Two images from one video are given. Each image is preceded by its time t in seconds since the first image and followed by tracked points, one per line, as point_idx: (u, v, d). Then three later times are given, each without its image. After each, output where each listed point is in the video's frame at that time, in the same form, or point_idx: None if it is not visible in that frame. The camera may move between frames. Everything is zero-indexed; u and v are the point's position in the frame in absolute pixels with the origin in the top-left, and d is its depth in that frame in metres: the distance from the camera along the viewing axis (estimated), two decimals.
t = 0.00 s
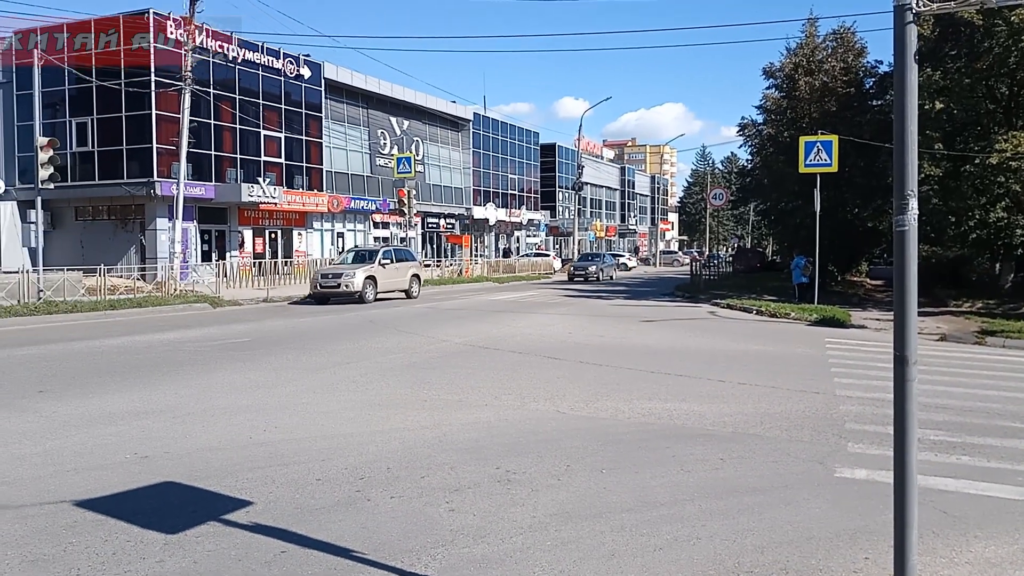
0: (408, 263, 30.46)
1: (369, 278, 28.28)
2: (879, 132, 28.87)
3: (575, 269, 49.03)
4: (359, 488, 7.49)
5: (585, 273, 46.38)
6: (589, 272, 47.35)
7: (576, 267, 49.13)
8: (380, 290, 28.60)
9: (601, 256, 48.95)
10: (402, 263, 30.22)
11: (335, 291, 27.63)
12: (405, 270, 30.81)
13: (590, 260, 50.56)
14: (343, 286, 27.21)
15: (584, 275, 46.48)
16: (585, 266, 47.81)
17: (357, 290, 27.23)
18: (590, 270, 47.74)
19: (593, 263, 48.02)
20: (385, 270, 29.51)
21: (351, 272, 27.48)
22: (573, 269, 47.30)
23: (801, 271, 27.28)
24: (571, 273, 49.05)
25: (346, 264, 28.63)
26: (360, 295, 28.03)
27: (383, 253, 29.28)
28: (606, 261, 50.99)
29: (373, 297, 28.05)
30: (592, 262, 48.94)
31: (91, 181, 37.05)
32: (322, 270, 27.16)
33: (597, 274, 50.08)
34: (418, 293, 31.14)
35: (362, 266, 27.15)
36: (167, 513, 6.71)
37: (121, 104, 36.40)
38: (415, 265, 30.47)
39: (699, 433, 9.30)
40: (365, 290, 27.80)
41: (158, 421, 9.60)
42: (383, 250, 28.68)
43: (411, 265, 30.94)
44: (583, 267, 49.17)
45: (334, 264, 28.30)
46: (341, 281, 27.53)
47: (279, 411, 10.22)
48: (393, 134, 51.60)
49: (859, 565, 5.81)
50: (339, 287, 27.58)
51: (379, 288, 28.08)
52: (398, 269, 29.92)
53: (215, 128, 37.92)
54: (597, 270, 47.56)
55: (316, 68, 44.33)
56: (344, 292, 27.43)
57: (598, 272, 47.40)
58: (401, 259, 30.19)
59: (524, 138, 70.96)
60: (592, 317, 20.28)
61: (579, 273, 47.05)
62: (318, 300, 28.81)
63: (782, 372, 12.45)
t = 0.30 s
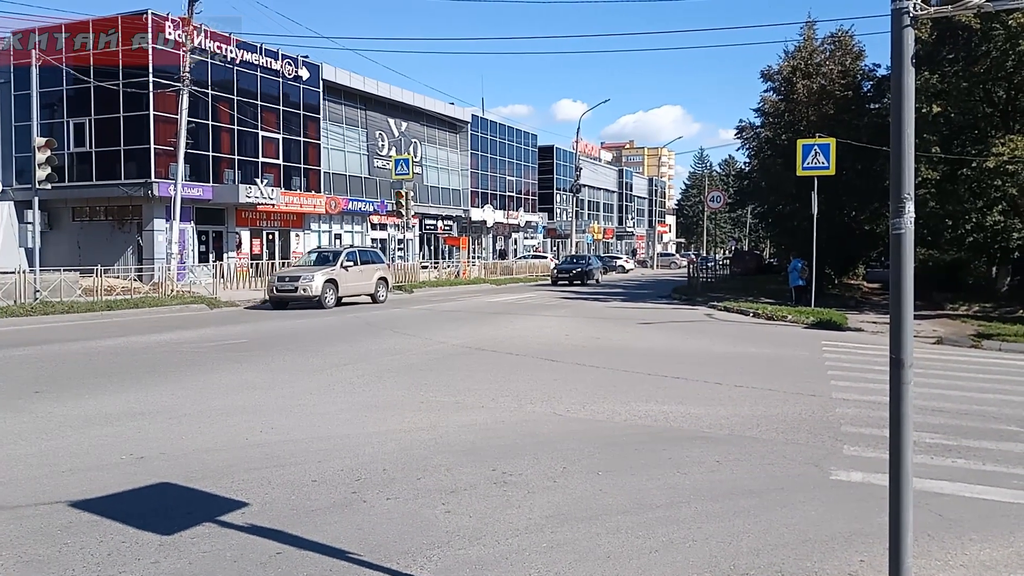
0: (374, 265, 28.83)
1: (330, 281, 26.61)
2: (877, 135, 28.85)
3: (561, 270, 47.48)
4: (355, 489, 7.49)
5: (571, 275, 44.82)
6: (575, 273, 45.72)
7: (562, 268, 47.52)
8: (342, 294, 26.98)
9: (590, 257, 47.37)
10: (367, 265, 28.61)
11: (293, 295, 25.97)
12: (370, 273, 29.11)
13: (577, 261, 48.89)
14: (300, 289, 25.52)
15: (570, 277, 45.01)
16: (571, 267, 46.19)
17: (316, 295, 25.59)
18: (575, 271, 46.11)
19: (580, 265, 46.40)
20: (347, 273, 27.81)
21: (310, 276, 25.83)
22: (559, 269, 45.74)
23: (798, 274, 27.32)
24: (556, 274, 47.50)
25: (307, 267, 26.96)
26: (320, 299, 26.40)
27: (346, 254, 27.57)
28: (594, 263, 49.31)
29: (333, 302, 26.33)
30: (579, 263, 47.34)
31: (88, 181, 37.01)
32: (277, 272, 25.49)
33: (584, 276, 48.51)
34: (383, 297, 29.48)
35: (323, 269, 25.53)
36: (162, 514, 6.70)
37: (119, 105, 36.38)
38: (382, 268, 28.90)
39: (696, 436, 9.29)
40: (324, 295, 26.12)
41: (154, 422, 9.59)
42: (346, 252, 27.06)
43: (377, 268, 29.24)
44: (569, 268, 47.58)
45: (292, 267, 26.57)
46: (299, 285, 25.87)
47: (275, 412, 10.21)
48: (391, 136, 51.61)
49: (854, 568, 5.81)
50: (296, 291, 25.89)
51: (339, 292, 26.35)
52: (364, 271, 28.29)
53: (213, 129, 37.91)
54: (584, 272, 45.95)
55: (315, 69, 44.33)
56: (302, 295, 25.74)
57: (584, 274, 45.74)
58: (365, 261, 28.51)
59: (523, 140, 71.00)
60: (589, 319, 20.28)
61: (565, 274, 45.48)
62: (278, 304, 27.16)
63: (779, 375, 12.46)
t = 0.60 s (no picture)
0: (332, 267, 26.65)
1: (280, 283, 24.42)
2: (872, 135, 28.80)
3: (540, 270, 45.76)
4: (351, 489, 7.48)
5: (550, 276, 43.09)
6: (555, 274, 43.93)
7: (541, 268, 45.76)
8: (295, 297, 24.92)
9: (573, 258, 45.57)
10: (324, 267, 26.41)
11: (242, 299, 23.86)
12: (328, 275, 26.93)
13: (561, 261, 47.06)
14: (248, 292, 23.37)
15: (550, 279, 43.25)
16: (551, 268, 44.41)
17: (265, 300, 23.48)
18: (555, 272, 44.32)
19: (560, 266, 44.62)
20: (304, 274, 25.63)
21: (258, 277, 23.70)
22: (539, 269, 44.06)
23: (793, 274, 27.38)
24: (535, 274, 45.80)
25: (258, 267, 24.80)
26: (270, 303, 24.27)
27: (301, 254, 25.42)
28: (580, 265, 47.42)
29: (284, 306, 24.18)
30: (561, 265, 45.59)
31: (83, 181, 36.92)
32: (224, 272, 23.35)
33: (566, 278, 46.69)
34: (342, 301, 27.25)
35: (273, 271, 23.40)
36: (158, 514, 6.69)
37: (114, 105, 36.30)
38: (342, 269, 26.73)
39: (691, 436, 9.31)
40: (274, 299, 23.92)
41: (149, 422, 9.57)
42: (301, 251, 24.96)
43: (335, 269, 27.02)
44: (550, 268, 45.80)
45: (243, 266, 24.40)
46: (246, 287, 23.70)
47: (271, 412, 10.20)
48: (386, 136, 51.58)
49: (850, 567, 5.83)
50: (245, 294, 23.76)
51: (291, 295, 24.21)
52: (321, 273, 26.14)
53: (208, 129, 37.84)
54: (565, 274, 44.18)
55: (310, 69, 44.28)
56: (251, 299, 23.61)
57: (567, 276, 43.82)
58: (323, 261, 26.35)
59: (518, 140, 71.02)
60: (584, 319, 20.29)
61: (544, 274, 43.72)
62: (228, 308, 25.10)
63: (774, 375, 12.49)
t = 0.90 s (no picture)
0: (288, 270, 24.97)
1: (228, 286, 22.79)
2: (867, 134, 28.83)
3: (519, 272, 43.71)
4: (347, 491, 7.47)
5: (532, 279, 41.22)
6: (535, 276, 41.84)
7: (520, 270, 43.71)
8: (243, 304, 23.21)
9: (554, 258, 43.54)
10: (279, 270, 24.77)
11: (185, 304, 22.20)
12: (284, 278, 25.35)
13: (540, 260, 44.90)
14: (191, 297, 21.74)
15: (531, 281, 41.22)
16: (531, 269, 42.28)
17: (210, 305, 21.84)
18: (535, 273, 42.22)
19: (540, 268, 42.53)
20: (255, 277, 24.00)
21: (203, 281, 22.03)
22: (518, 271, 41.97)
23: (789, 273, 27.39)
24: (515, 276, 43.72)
25: (206, 268, 23.17)
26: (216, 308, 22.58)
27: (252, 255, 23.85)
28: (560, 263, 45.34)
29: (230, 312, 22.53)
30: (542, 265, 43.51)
31: (77, 183, 36.83)
32: (165, 275, 21.73)
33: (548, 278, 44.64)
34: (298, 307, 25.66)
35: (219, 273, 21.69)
36: (153, 516, 6.68)
37: (108, 106, 36.20)
38: (299, 272, 25.12)
39: (687, 435, 9.33)
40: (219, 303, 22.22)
41: (145, 424, 9.54)
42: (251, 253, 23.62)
43: (290, 272, 25.41)
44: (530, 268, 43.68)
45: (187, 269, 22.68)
46: (190, 291, 21.99)
47: (267, 413, 10.19)
48: (381, 136, 51.53)
49: (846, 566, 5.84)
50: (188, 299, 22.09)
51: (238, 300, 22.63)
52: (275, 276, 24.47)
53: (203, 130, 37.76)
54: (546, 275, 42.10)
55: (305, 69, 44.22)
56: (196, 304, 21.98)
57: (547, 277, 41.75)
58: (277, 264, 24.63)
59: (514, 140, 71.01)
60: (580, 320, 20.29)
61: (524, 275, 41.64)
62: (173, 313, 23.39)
63: (768, 374, 12.51)
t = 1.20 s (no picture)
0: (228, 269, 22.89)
1: (156, 288, 20.72)
2: (862, 134, 28.92)
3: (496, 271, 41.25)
4: (343, 489, 7.46)
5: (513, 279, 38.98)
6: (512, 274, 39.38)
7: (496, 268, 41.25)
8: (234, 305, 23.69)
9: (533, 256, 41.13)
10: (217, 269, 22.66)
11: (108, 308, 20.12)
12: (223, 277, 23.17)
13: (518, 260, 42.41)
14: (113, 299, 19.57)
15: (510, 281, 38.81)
16: (508, 267, 39.79)
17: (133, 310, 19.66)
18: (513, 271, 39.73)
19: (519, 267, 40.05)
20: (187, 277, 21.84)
21: (127, 282, 19.92)
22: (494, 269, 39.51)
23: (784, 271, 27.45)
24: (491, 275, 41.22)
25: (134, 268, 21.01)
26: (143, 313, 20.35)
27: (184, 253, 21.65)
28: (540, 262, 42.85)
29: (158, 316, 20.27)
30: (521, 264, 41.05)
31: (72, 181, 36.70)
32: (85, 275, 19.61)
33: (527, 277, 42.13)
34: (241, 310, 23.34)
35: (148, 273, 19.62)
36: (148, 515, 6.66)
37: (102, 104, 36.07)
38: (241, 273, 22.97)
39: (683, 433, 9.34)
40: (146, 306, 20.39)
41: (139, 422, 9.53)
42: (183, 249, 21.60)
43: (231, 271, 23.34)
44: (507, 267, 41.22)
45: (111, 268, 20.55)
46: (111, 293, 19.87)
47: (263, 412, 10.17)
48: (377, 134, 51.47)
49: (841, 564, 5.85)
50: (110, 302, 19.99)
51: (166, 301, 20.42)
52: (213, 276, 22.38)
53: (198, 128, 37.67)
54: (525, 274, 39.68)
55: (300, 67, 44.13)
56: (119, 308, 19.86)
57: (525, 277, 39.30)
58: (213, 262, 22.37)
59: (509, 138, 70.98)
60: (575, 318, 20.27)
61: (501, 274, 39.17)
62: (95, 316, 21.19)
63: (764, 372, 12.52)
